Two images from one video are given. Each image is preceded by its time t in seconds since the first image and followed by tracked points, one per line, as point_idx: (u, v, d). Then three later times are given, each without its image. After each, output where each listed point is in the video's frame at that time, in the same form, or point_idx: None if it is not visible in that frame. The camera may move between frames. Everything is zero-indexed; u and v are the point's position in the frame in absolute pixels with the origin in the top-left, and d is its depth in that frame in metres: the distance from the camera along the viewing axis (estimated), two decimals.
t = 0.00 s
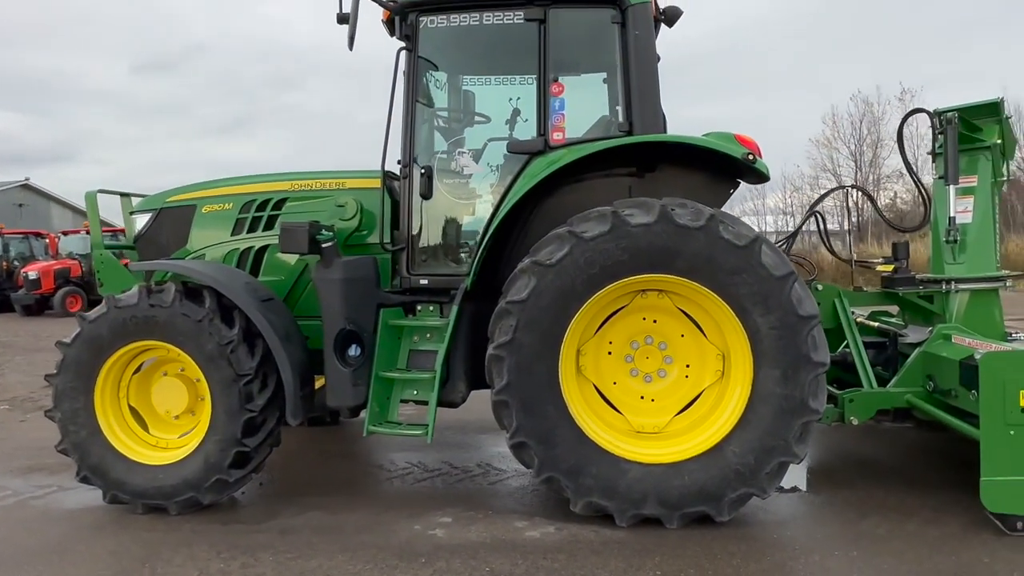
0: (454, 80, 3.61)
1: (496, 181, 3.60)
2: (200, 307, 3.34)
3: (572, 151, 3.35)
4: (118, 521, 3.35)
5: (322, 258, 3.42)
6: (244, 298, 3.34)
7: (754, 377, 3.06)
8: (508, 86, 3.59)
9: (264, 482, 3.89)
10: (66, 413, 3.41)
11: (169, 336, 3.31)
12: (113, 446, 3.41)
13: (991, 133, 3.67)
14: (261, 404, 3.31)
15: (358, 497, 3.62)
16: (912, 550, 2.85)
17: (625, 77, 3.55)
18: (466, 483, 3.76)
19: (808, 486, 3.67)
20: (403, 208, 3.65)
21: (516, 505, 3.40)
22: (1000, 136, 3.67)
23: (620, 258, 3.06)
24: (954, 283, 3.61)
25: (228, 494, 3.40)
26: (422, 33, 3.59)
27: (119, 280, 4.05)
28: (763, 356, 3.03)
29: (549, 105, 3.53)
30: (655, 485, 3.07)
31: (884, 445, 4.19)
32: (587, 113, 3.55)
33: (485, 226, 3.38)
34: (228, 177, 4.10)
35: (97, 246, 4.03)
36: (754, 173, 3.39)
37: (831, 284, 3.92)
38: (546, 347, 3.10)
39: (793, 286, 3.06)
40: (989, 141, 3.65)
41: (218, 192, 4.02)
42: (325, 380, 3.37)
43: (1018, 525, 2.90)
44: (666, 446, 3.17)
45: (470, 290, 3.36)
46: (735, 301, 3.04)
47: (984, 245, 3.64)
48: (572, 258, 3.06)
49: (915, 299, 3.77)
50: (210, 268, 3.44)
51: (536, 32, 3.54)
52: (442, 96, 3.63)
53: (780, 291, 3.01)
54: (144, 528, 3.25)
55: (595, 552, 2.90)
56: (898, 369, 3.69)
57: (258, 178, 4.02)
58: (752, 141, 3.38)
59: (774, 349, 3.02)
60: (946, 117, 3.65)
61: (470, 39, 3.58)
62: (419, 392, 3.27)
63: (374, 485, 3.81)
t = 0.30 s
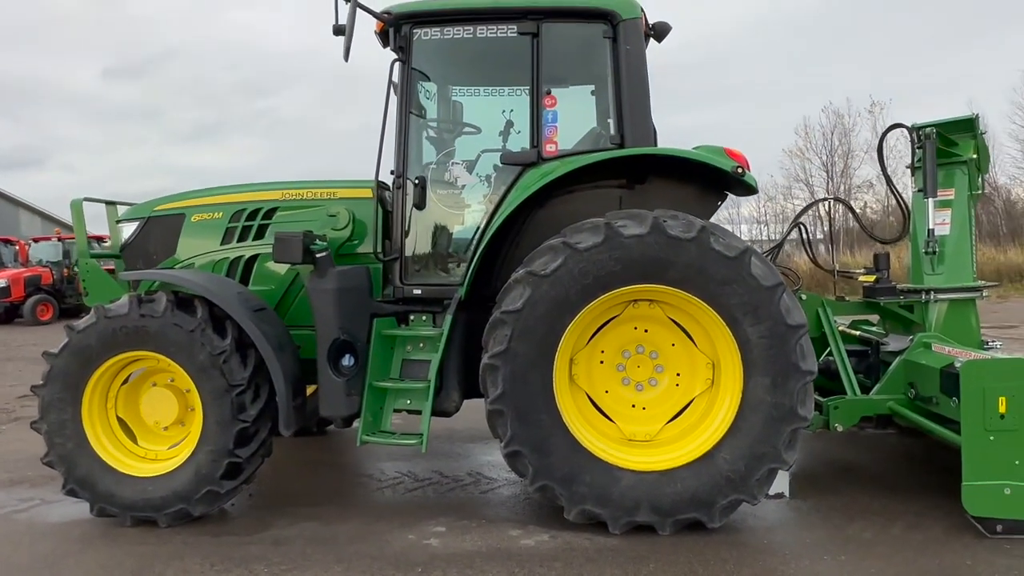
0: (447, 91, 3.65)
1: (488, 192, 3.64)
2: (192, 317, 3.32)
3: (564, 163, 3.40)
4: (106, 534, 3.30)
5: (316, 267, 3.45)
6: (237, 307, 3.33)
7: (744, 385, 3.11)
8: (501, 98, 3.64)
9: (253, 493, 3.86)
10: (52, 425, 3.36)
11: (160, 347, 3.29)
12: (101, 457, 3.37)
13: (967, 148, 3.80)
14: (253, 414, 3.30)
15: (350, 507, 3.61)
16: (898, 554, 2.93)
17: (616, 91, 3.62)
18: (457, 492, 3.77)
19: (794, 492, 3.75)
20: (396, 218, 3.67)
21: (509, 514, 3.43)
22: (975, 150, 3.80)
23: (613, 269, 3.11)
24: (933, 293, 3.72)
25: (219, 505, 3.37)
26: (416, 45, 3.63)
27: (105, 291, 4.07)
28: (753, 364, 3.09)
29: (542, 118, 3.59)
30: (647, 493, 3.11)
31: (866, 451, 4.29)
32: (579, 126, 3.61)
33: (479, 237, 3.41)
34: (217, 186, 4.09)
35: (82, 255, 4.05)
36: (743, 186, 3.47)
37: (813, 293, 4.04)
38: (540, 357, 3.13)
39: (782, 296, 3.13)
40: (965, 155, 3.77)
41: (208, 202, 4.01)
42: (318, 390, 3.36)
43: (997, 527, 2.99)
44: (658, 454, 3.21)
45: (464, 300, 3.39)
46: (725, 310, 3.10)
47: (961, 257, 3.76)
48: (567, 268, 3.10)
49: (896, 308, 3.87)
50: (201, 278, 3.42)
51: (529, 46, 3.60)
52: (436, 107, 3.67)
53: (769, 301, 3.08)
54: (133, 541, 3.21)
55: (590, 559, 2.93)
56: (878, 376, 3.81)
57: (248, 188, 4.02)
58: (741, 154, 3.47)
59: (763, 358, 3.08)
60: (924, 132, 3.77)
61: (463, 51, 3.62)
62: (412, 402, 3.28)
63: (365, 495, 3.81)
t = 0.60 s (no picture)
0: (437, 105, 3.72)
1: (477, 204, 3.71)
2: (183, 326, 3.36)
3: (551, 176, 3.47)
4: (95, 543, 3.31)
5: (306, 277, 3.50)
6: (228, 317, 3.37)
7: (726, 393, 3.20)
8: (490, 111, 3.71)
9: (242, 501, 3.89)
10: (41, 435, 3.37)
11: (151, 356, 3.32)
12: (90, 467, 3.38)
13: (940, 162, 3.93)
14: (243, 423, 3.33)
15: (339, 515, 3.65)
16: (875, 556, 3.01)
17: (602, 106, 3.71)
18: (445, 499, 3.82)
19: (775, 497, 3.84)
20: (385, 229, 3.73)
21: (497, 520, 3.48)
22: (947, 165, 3.93)
23: (599, 280, 3.19)
24: (909, 303, 3.82)
25: (209, 514, 3.40)
26: (406, 59, 3.70)
27: (93, 301, 4.09)
28: (734, 372, 3.18)
29: (529, 131, 3.67)
30: (632, 499, 3.17)
31: (844, 457, 4.39)
32: (565, 140, 3.70)
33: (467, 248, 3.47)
34: (206, 197, 4.14)
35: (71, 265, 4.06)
36: (723, 199, 3.57)
37: (792, 303, 4.15)
38: (527, 365, 3.19)
39: (762, 306, 3.22)
40: (938, 170, 3.91)
41: (197, 212, 4.05)
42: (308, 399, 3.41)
43: (969, 529, 3.09)
44: (642, 460, 3.28)
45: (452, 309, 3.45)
46: (707, 320, 3.19)
47: (935, 268, 3.88)
48: (554, 278, 3.18)
49: (872, 317, 3.98)
50: (192, 288, 3.46)
51: (516, 61, 3.68)
52: (424, 120, 3.73)
53: (750, 311, 3.16)
54: (123, 550, 3.23)
55: (576, 564, 2.99)
56: (855, 384, 3.92)
57: (237, 199, 4.07)
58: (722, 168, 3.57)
59: (744, 366, 3.16)
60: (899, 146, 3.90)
61: (452, 66, 3.69)
62: (401, 410, 3.33)
63: (353, 503, 3.84)
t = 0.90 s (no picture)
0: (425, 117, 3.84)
1: (464, 213, 3.82)
2: (177, 332, 3.44)
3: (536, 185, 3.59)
4: (90, 544, 3.38)
5: (298, 284, 3.59)
6: (221, 323, 3.46)
7: (704, 395, 3.31)
8: (477, 123, 3.83)
9: (234, 503, 3.96)
10: (37, 438, 3.44)
11: (146, 361, 3.40)
12: (85, 469, 3.46)
13: (911, 173, 4.08)
14: (236, 426, 3.42)
15: (329, 516, 3.74)
16: (847, 551, 3.13)
17: (585, 118, 3.83)
18: (433, 500, 3.92)
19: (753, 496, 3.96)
20: (375, 237, 3.83)
21: (484, 520, 3.58)
22: (918, 176, 4.09)
23: (582, 286, 3.30)
24: (880, 308, 3.96)
25: (201, 515, 3.47)
26: (395, 72, 3.81)
27: (87, 307, 4.16)
28: (712, 375, 3.30)
29: (514, 143, 3.79)
30: (614, 497, 3.28)
31: (822, 458, 4.53)
32: (549, 151, 3.83)
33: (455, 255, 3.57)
34: (199, 206, 4.24)
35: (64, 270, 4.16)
36: (702, 208, 3.71)
37: (771, 309, 4.28)
38: (513, 369, 3.30)
39: (739, 311, 3.34)
40: (909, 180, 4.06)
41: (191, 220, 4.15)
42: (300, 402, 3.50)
43: (937, 525, 3.23)
44: (625, 460, 3.39)
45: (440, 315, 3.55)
46: (686, 325, 3.31)
47: (906, 274, 4.02)
48: (538, 285, 3.29)
49: (847, 322, 4.12)
50: (186, 294, 3.55)
51: (502, 75, 3.80)
52: (413, 131, 3.85)
53: (727, 316, 3.29)
54: (117, 550, 3.30)
55: (560, 560, 3.09)
56: (831, 387, 4.04)
57: (230, 208, 4.17)
58: (700, 178, 3.70)
59: (722, 369, 3.28)
60: (871, 157, 4.05)
61: (440, 79, 3.81)
62: (390, 413, 3.42)
63: (343, 504, 3.93)
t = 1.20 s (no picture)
0: (416, 130, 3.96)
1: (454, 223, 3.95)
2: (174, 338, 3.54)
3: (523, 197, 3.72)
4: (88, 546, 3.47)
5: (292, 292, 3.71)
6: (217, 330, 3.56)
7: (684, 399, 3.45)
8: (466, 137, 3.96)
9: (228, 507, 4.06)
10: (36, 442, 3.53)
11: (143, 367, 3.50)
12: (83, 473, 3.54)
13: (883, 185, 4.26)
14: (231, 430, 3.52)
15: (322, 518, 3.84)
16: (820, 548, 3.27)
17: (571, 132, 3.98)
18: (423, 502, 4.03)
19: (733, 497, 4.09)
20: (367, 247, 3.95)
21: (472, 521, 3.70)
22: (890, 187, 4.26)
23: (566, 294, 3.44)
24: (854, 315, 4.13)
25: (197, 517, 3.56)
26: (387, 87, 3.94)
27: (88, 315, 4.29)
28: (691, 379, 3.43)
29: (502, 156, 3.93)
30: (598, 498, 3.40)
31: (800, 460, 4.67)
32: (536, 164, 3.96)
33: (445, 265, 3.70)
34: (195, 216, 4.34)
35: (62, 281, 4.25)
36: (682, 219, 3.85)
37: (750, 316, 4.43)
38: (500, 374, 3.42)
39: (717, 318, 3.48)
40: (881, 193, 4.23)
41: (186, 230, 4.25)
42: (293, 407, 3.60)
43: (906, 522, 3.38)
44: (608, 462, 3.51)
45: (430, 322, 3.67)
46: (667, 331, 3.44)
47: (879, 283, 4.18)
48: (524, 293, 3.42)
49: (822, 328, 4.28)
50: (183, 302, 3.65)
51: (490, 90, 3.94)
52: (404, 145, 3.97)
53: (705, 323, 3.42)
54: (115, 552, 3.39)
55: (545, 559, 3.21)
56: (807, 390, 4.19)
57: (225, 218, 4.28)
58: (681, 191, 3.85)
59: (701, 373, 3.42)
60: (844, 170, 4.22)
61: (430, 94, 3.94)
62: (381, 417, 3.53)
63: (335, 507, 4.03)
